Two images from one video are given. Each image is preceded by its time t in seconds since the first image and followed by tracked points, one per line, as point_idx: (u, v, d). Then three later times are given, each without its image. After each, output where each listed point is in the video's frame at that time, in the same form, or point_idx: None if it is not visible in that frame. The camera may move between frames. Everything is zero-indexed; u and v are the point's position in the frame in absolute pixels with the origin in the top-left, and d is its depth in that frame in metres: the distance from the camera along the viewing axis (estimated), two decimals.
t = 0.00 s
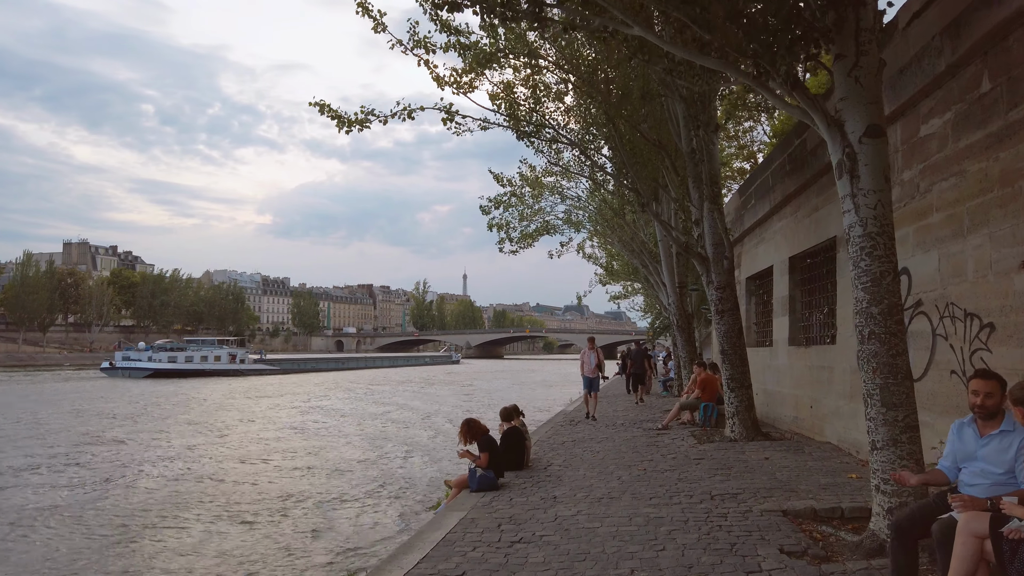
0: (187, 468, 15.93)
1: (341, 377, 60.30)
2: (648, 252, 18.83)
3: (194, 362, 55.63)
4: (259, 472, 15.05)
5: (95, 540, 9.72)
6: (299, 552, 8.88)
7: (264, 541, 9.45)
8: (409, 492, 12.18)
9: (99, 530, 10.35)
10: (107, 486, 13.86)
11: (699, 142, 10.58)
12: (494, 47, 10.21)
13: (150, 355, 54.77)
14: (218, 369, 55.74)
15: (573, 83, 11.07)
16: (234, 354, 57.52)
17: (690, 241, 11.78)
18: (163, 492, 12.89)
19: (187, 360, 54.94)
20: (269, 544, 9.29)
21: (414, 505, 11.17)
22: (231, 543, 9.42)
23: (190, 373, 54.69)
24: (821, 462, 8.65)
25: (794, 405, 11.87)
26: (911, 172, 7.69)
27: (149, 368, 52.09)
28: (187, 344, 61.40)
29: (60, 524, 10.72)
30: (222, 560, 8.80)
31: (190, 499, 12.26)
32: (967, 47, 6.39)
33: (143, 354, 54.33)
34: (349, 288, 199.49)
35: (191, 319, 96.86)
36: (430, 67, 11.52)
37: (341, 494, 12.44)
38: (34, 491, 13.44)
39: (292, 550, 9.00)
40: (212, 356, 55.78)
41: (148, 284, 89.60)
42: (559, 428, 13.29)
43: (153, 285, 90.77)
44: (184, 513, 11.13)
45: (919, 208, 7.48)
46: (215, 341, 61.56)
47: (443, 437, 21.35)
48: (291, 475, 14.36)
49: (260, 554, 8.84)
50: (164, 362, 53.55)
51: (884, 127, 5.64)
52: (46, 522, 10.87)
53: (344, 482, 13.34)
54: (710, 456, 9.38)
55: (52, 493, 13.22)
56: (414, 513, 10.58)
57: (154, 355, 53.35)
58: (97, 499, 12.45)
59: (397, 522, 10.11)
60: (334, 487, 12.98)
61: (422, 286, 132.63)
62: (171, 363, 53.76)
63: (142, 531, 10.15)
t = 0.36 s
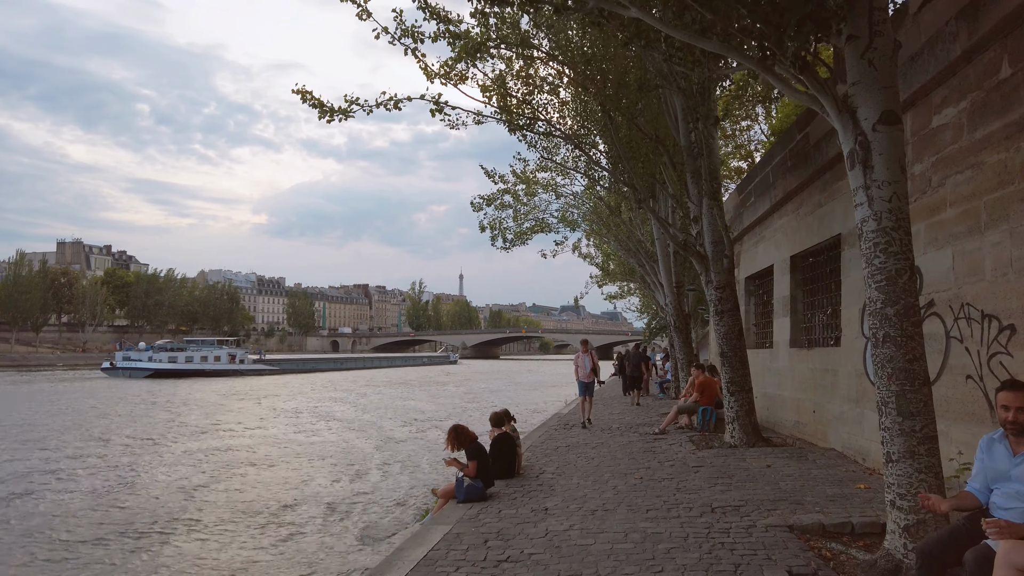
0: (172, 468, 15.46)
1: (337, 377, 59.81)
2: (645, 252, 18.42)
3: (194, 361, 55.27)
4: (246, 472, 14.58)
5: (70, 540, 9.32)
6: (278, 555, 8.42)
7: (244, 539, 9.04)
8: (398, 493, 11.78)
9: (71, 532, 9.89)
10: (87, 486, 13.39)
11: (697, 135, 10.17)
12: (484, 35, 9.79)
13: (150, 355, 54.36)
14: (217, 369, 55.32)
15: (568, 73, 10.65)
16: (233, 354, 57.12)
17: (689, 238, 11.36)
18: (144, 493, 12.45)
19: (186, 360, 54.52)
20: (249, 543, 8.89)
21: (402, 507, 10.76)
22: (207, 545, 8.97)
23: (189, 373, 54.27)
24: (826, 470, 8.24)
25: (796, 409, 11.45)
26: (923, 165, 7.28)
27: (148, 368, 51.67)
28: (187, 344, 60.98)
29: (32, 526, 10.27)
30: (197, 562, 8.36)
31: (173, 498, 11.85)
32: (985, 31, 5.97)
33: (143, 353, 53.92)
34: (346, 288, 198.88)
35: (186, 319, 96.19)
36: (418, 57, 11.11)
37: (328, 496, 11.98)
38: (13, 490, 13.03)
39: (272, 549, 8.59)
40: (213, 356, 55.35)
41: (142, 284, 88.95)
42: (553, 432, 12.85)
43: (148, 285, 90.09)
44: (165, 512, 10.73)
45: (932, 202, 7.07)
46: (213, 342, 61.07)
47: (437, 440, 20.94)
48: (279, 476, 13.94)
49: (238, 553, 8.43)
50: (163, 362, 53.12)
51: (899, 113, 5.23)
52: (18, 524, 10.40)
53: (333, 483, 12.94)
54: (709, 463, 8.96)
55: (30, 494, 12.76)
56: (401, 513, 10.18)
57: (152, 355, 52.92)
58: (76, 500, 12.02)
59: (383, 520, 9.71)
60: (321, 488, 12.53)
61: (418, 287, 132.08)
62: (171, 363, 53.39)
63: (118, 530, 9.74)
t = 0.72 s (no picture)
0: (156, 469, 15.06)
1: (332, 377, 59.36)
2: (640, 248, 18.05)
3: (195, 361, 54.96)
4: (233, 473, 14.19)
5: (40, 543, 8.93)
6: (255, 560, 8.04)
7: (223, 543, 8.68)
8: (386, 494, 11.42)
9: (45, 534, 9.51)
10: (67, 487, 12.99)
11: (694, 122, 9.79)
12: (473, 16, 9.39)
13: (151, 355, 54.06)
14: (216, 370, 54.97)
15: (561, 58, 10.26)
16: (233, 355, 56.82)
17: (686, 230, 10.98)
18: (125, 494, 12.06)
19: (187, 360, 54.22)
20: (228, 546, 8.53)
21: (391, 508, 10.40)
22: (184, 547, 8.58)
23: (190, 374, 53.96)
24: (828, 471, 7.87)
25: (796, 407, 11.06)
26: (933, 149, 6.88)
27: (148, 368, 51.36)
28: (188, 344, 60.68)
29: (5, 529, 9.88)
30: (170, 564, 7.98)
31: (154, 500, 11.47)
32: (999, 3, 5.60)
33: (143, 354, 53.62)
34: (341, 288, 198.16)
35: (180, 319, 95.59)
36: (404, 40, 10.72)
37: (313, 496, 11.61)
38: None
39: (252, 553, 8.23)
40: (214, 356, 54.96)
41: (136, 284, 88.36)
42: (545, 432, 12.48)
43: (142, 285, 89.44)
44: (143, 514, 10.34)
45: (942, 188, 6.71)
46: (213, 342, 60.69)
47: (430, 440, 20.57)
48: (265, 476, 13.57)
49: (215, 558, 8.06)
50: (165, 362, 52.85)
51: (911, 88, 4.86)
52: None
53: (319, 484, 12.57)
54: (706, 464, 8.59)
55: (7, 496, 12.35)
56: (388, 514, 9.82)
57: (153, 356, 52.63)
58: (54, 502, 11.62)
59: (369, 522, 9.34)
60: (307, 489, 12.13)
61: (413, 288, 131.62)
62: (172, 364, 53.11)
63: (93, 533, 9.37)
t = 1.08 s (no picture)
0: (138, 470, 14.65)
1: (327, 378, 58.89)
2: (635, 247, 17.69)
3: (194, 361, 54.56)
4: (216, 475, 13.78)
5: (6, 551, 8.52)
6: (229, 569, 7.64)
7: (195, 547, 8.28)
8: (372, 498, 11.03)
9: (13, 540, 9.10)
10: (43, 490, 12.56)
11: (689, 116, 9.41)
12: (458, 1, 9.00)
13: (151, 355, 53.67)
14: (216, 370, 54.57)
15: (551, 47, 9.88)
16: (233, 354, 56.43)
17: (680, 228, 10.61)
18: (102, 498, 11.65)
19: (188, 360, 53.86)
20: (201, 550, 8.13)
21: (375, 511, 10.01)
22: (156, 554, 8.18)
23: (189, 373, 53.58)
24: (829, 480, 7.51)
25: (795, 411, 10.66)
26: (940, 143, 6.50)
27: (149, 368, 50.95)
28: (189, 344, 60.31)
29: None
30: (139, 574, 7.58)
31: (131, 503, 11.06)
32: None
33: (143, 354, 53.28)
34: (337, 288, 197.46)
35: (175, 319, 94.99)
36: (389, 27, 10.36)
37: (296, 500, 11.21)
38: None
39: (225, 559, 7.83)
40: (215, 356, 54.52)
41: (131, 284, 87.72)
42: (536, 436, 12.09)
43: (137, 284, 88.81)
44: (117, 519, 9.94)
45: (950, 182, 6.35)
46: (213, 342, 60.30)
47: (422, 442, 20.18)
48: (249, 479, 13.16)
49: (186, 563, 7.66)
50: (165, 362, 52.49)
51: (921, 72, 4.49)
52: None
53: (304, 487, 12.17)
54: (702, 472, 8.20)
55: None
56: (371, 518, 9.42)
57: (154, 356, 52.22)
58: (28, 506, 11.21)
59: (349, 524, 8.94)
60: (291, 492, 11.73)
61: (409, 288, 131.16)
62: (173, 363, 52.80)
63: (62, 539, 8.96)
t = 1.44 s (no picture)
0: (122, 470, 14.21)
1: (322, 378, 58.39)
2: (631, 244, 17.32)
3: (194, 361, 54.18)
4: (202, 475, 13.36)
5: None
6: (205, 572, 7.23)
7: (169, 550, 7.87)
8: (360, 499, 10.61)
9: None
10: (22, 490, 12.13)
11: (687, 103, 9.03)
12: None
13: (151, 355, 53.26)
14: (216, 370, 54.15)
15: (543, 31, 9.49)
16: (233, 354, 56.04)
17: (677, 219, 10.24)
18: (81, 498, 11.22)
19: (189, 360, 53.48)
20: (177, 552, 7.73)
21: (361, 512, 9.61)
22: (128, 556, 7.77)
23: (189, 373, 53.18)
24: (835, 483, 7.13)
25: (796, 411, 10.29)
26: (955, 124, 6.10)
27: (150, 367, 50.53)
28: (189, 343, 59.90)
29: None
30: None
31: (111, 504, 10.64)
32: None
33: (144, 353, 52.94)
34: (333, 288, 196.87)
35: (170, 318, 94.34)
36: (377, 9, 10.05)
37: (282, 499, 10.79)
38: None
39: (200, 562, 7.43)
40: (215, 356, 54.11)
41: (125, 284, 87.06)
42: (529, 437, 11.69)
43: (132, 284, 88.15)
44: (93, 520, 9.51)
45: (965, 166, 5.97)
46: (214, 342, 59.92)
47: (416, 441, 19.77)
48: (235, 479, 12.73)
49: (158, 565, 7.27)
50: (165, 362, 52.08)
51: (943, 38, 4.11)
52: None
53: (292, 487, 11.75)
54: (701, 474, 7.81)
55: None
56: (357, 520, 9.01)
57: (155, 355, 51.78)
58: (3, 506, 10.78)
59: (333, 525, 8.54)
60: (277, 491, 11.31)
61: (406, 288, 130.63)
62: (173, 362, 52.42)
63: (32, 541, 8.54)
